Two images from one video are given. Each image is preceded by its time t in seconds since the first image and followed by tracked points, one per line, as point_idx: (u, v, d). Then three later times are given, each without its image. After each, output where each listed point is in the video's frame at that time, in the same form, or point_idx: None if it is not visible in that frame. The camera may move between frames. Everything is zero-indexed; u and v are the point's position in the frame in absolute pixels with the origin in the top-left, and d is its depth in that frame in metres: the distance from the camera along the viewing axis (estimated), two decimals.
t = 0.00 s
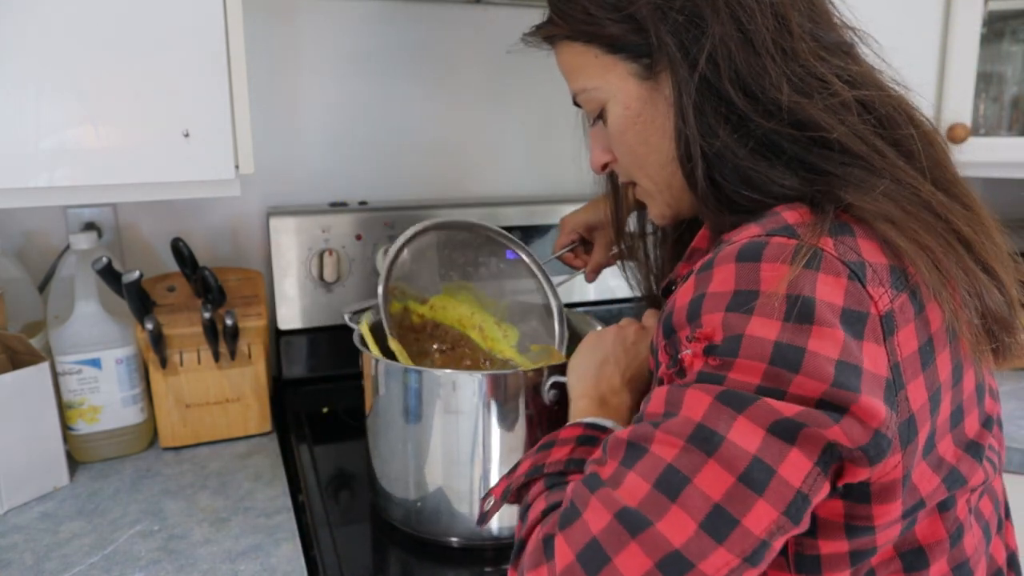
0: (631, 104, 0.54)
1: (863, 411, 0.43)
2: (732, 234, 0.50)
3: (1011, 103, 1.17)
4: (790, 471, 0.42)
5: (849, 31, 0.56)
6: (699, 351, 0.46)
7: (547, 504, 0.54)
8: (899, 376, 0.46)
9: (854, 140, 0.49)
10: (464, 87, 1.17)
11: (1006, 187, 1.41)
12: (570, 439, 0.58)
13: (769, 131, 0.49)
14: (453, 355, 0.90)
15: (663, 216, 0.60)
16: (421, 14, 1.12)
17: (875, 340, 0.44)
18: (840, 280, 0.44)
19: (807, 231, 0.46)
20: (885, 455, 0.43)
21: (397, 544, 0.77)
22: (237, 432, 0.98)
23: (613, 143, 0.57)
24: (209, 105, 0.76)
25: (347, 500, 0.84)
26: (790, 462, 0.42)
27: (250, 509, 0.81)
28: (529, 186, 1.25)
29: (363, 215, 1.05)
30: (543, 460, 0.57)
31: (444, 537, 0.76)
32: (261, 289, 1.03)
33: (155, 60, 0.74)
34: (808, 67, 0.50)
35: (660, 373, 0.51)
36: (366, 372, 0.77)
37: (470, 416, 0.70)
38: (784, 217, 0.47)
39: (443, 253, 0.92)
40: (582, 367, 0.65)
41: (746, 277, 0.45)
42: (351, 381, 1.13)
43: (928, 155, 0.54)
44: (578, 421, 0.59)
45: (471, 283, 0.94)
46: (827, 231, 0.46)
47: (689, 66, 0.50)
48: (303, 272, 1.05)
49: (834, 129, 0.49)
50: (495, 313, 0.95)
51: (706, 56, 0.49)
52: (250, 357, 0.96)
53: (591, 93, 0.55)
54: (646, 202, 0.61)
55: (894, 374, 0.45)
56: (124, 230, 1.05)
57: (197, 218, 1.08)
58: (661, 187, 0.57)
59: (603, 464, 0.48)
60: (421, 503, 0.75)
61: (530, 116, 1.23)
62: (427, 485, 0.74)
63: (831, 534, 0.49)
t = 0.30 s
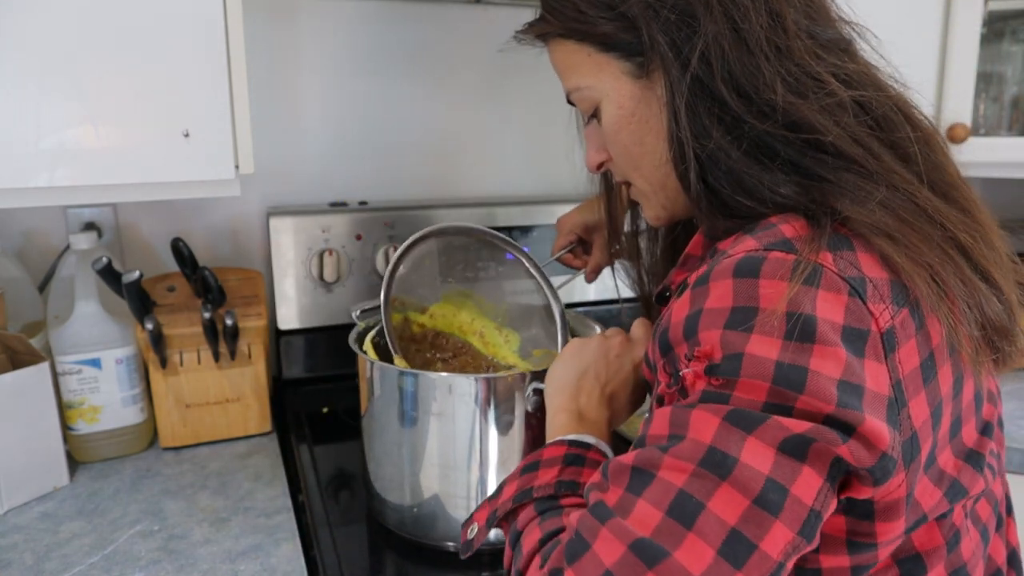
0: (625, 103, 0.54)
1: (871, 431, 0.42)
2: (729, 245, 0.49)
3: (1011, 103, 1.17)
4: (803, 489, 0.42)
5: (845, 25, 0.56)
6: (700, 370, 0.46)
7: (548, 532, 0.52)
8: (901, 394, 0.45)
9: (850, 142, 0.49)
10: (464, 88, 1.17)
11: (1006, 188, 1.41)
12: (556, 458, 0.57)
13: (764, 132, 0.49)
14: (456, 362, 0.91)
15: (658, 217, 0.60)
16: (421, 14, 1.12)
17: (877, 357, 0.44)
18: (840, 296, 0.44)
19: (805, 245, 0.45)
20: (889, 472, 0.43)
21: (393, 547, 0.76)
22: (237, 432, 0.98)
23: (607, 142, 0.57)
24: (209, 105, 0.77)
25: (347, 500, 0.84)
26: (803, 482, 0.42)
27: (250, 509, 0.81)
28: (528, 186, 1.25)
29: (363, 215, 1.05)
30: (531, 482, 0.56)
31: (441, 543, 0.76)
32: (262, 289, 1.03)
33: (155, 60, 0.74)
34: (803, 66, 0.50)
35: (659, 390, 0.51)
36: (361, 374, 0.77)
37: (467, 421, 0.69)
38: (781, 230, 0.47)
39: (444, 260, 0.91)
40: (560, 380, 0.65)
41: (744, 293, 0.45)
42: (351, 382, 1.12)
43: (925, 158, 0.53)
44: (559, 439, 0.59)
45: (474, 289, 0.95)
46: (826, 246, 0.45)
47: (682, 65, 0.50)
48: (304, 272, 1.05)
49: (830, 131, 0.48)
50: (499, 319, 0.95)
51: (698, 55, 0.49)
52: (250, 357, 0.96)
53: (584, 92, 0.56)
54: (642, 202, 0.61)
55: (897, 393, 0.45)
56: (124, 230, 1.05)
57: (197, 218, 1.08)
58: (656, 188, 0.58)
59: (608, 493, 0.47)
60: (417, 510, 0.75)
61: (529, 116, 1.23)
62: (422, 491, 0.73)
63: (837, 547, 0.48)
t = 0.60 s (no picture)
0: (622, 105, 0.54)
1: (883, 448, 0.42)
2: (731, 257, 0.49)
3: (1010, 103, 1.17)
4: (820, 502, 0.42)
5: (841, 25, 0.56)
6: (709, 388, 0.45)
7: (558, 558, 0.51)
8: (908, 408, 0.45)
9: (849, 148, 0.49)
10: (464, 88, 1.17)
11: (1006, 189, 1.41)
12: (554, 475, 0.57)
13: (763, 137, 0.49)
14: (458, 365, 0.91)
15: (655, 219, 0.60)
16: (421, 14, 1.12)
17: (884, 372, 0.44)
18: (846, 311, 0.44)
19: (808, 258, 0.45)
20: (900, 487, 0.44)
21: (393, 550, 0.76)
22: (237, 432, 0.98)
23: (605, 143, 0.57)
24: (209, 105, 0.76)
25: (347, 500, 0.84)
26: (818, 497, 0.42)
27: (250, 509, 0.81)
28: (528, 186, 1.26)
29: (363, 215, 1.05)
30: (532, 500, 0.56)
31: (442, 547, 0.76)
32: (262, 289, 1.03)
33: (156, 61, 0.74)
34: (802, 69, 0.50)
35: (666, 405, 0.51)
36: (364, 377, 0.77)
37: (470, 426, 0.69)
38: (785, 243, 0.47)
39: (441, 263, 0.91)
40: (552, 390, 0.65)
41: (750, 308, 0.44)
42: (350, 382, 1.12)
43: (923, 162, 0.53)
44: (558, 453, 0.59)
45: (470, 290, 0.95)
46: (830, 258, 0.45)
47: (681, 68, 0.50)
48: (304, 272, 1.05)
49: (829, 136, 0.48)
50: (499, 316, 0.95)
51: (698, 57, 0.49)
52: (250, 357, 0.96)
53: (580, 92, 0.55)
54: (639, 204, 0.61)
55: (903, 407, 0.45)
56: (124, 230, 1.05)
57: (197, 218, 1.08)
58: (653, 190, 0.58)
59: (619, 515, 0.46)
60: (419, 513, 0.75)
61: (530, 116, 1.23)
62: (423, 495, 0.73)
63: (846, 556, 0.48)
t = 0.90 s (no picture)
0: (627, 104, 0.53)
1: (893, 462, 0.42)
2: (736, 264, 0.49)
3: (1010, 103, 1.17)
4: (831, 513, 0.42)
5: (847, 23, 0.56)
6: (717, 399, 0.45)
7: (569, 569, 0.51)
8: (915, 420, 0.45)
9: (857, 149, 0.49)
10: (464, 88, 1.17)
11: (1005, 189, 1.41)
12: (562, 485, 0.57)
13: (771, 135, 0.49)
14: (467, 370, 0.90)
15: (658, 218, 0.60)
16: (421, 14, 1.12)
17: (892, 384, 0.44)
18: (855, 322, 0.43)
19: (817, 267, 0.45)
20: (908, 499, 0.43)
21: (393, 551, 0.76)
22: (238, 432, 0.98)
23: (607, 142, 0.56)
24: (210, 105, 0.77)
25: (347, 500, 0.84)
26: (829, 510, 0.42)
27: (250, 509, 0.81)
28: (528, 187, 1.25)
29: (363, 215, 1.05)
30: (540, 510, 0.56)
31: (443, 547, 0.75)
32: (262, 289, 1.03)
33: (156, 62, 0.74)
34: (811, 66, 0.50)
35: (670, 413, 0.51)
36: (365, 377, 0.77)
37: (470, 426, 0.69)
38: (792, 251, 0.47)
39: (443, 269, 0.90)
40: (557, 392, 0.65)
41: (756, 318, 0.45)
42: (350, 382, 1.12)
43: (931, 164, 0.53)
44: (564, 460, 0.59)
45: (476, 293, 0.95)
46: (838, 268, 0.45)
47: (689, 64, 0.50)
48: (304, 272, 1.05)
49: (837, 135, 0.48)
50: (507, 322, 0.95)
51: (706, 51, 0.49)
52: (251, 357, 0.96)
53: (583, 90, 0.55)
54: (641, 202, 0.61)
55: (911, 419, 0.44)
56: (124, 230, 1.05)
57: (197, 218, 1.08)
58: (657, 190, 0.58)
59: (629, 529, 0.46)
60: (420, 514, 0.75)
61: (530, 116, 1.23)
62: (424, 495, 0.73)
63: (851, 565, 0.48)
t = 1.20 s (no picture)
0: (623, 102, 0.54)
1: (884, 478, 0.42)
2: (730, 271, 0.49)
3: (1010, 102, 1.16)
4: (819, 527, 0.42)
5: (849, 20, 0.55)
6: (705, 411, 0.46)
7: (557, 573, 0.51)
8: (909, 435, 0.44)
9: (853, 149, 0.48)
10: (463, 88, 1.17)
11: (1005, 188, 1.41)
12: (556, 489, 0.57)
13: (767, 134, 0.48)
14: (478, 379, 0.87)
15: (658, 219, 0.60)
16: (422, 14, 1.12)
17: (885, 399, 0.43)
18: (847, 336, 0.43)
19: (807, 275, 0.45)
20: (898, 515, 0.43)
21: (393, 552, 0.76)
22: (238, 432, 0.98)
23: (606, 141, 0.56)
24: (210, 106, 0.77)
25: (347, 500, 0.84)
26: (817, 523, 0.42)
27: (249, 509, 0.81)
28: (528, 187, 1.25)
29: (363, 215, 1.05)
30: (534, 516, 0.56)
31: (444, 547, 0.75)
32: (262, 289, 1.02)
33: (156, 62, 0.74)
34: (809, 63, 0.49)
35: (660, 422, 0.51)
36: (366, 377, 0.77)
37: (470, 426, 0.69)
38: (784, 260, 0.47)
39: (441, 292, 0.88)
40: (556, 390, 0.65)
41: (747, 330, 0.44)
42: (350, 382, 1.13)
43: (932, 167, 0.52)
44: (562, 464, 0.59)
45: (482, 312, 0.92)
46: (831, 280, 0.44)
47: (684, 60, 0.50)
48: (303, 272, 1.05)
49: (833, 135, 0.48)
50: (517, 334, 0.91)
51: (702, 47, 0.49)
52: (250, 357, 0.96)
53: (581, 89, 0.55)
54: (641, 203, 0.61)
55: (904, 434, 0.44)
56: (124, 230, 1.05)
57: (197, 218, 1.08)
58: (655, 191, 0.58)
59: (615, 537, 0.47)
60: (420, 514, 0.75)
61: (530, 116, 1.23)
62: (424, 495, 0.73)
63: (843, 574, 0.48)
